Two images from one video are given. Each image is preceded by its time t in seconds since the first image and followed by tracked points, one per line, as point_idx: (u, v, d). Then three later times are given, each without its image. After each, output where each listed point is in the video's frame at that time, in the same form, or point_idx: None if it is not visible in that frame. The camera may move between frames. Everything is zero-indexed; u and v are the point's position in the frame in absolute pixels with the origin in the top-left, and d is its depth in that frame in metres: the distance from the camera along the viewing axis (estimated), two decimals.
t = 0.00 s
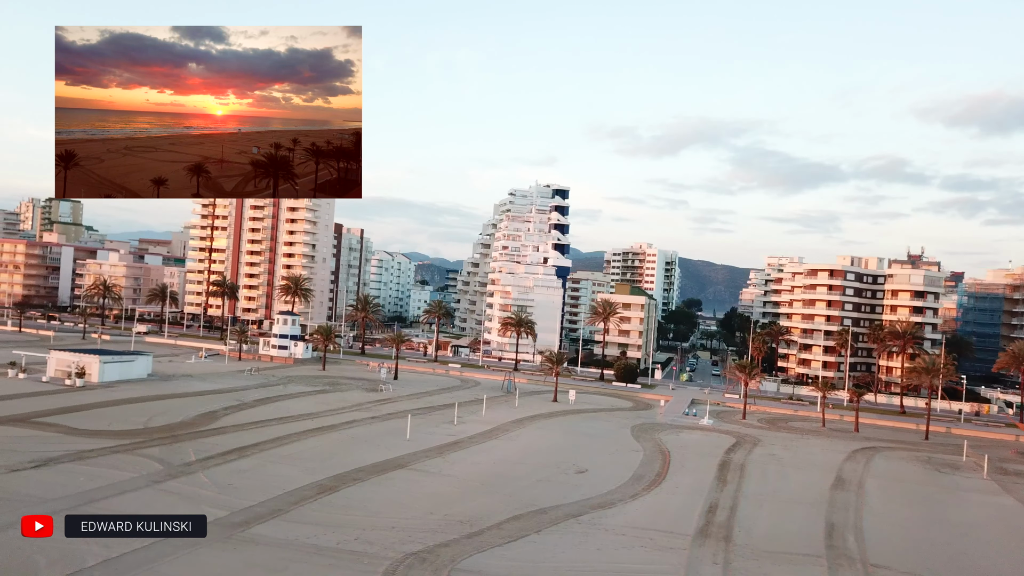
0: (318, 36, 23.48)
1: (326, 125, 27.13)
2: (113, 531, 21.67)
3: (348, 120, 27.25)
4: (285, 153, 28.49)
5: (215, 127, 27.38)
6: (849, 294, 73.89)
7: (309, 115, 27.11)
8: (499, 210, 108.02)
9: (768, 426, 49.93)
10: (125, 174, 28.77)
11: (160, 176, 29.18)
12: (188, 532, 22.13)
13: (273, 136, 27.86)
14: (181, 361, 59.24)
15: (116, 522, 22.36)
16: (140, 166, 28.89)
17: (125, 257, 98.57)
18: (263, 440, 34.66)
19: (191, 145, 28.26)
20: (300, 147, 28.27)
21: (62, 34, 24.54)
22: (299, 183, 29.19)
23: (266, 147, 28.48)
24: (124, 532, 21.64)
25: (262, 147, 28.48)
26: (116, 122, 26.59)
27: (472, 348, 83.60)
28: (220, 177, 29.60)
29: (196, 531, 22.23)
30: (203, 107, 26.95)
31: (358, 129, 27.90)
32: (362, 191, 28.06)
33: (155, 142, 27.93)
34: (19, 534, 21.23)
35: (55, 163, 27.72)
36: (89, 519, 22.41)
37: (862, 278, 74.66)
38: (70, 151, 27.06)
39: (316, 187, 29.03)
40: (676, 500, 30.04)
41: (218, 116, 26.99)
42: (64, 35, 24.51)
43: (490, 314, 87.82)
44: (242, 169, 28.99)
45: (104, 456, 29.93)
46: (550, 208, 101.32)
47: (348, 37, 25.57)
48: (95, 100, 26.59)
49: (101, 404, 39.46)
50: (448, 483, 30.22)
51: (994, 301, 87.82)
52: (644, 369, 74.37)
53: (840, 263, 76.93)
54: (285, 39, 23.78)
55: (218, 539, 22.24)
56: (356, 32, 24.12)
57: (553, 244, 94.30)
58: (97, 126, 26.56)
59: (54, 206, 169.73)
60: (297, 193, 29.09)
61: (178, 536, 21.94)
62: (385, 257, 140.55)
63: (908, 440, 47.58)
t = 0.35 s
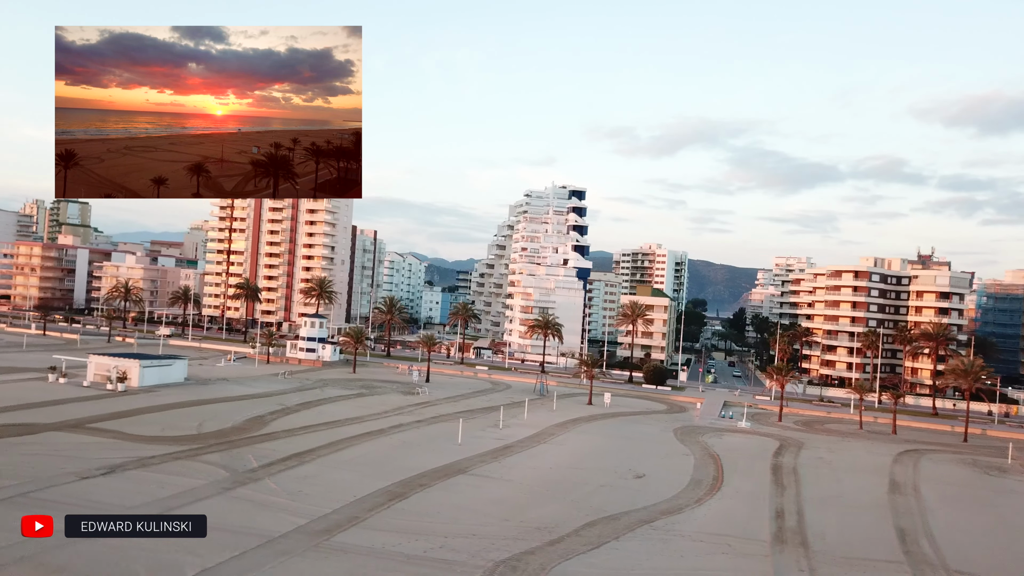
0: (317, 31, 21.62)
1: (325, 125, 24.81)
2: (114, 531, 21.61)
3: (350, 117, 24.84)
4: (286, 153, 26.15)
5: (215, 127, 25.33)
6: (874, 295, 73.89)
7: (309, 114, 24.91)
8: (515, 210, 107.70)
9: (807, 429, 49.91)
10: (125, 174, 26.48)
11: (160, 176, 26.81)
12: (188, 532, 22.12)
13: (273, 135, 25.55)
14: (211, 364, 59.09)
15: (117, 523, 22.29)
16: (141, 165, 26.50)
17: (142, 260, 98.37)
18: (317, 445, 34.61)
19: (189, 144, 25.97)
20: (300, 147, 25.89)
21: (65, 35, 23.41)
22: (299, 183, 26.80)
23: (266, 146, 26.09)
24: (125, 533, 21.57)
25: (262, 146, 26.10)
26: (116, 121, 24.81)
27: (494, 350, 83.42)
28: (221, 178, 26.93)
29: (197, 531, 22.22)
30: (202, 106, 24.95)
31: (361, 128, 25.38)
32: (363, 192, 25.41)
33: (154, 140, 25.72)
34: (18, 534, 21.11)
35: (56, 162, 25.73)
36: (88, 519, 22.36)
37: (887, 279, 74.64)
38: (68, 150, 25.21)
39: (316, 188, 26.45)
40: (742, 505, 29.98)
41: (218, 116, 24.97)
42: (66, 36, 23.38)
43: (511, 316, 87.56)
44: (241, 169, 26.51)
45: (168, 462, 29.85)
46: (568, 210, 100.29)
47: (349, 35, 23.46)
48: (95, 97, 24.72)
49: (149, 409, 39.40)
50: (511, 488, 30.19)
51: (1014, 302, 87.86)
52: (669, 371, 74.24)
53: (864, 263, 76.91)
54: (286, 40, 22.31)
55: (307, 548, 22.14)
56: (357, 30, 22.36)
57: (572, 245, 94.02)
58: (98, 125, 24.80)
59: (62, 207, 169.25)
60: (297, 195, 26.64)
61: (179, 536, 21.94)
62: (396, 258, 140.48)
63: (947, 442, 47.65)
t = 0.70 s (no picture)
0: (317, 30, 19.64)
1: (324, 125, 22.63)
2: (113, 531, 21.97)
3: (351, 116, 22.48)
4: (286, 153, 24.00)
5: (215, 127, 23.23)
6: (896, 296, 73.91)
7: (309, 114, 22.79)
8: (528, 212, 107.65)
9: (839, 430, 49.97)
10: (125, 174, 24.37)
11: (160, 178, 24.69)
12: (188, 532, 22.58)
13: (272, 135, 23.37)
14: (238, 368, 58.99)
15: (116, 522, 22.67)
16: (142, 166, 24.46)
17: (157, 264, 98.24)
18: (367, 451, 34.62)
19: (189, 144, 23.87)
20: (300, 147, 23.75)
21: (64, 36, 21.77)
22: (298, 184, 24.76)
23: (266, 147, 23.84)
24: (125, 532, 21.93)
25: (261, 146, 23.83)
26: (116, 121, 22.89)
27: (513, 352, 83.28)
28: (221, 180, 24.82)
29: (196, 532, 22.68)
30: (200, 104, 22.82)
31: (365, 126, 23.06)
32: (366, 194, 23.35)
33: (154, 140, 23.65)
34: (19, 535, 21.49)
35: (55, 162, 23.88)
36: (89, 520, 22.74)
37: (908, 279, 74.68)
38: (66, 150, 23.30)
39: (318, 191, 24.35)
40: (798, 509, 29.98)
41: (218, 116, 22.87)
42: (65, 37, 21.76)
43: (528, 317, 87.27)
44: (241, 169, 24.27)
45: (224, 470, 29.84)
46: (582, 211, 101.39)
47: (349, 35, 21.72)
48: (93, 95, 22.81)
49: (192, 415, 39.40)
50: (567, 494, 30.19)
51: None
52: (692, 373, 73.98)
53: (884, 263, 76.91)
54: (286, 40, 20.37)
55: (384, 556, 22.11)
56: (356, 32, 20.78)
57: (588, 246, 93.83)
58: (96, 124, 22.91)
59: (69, 211, 168.79)
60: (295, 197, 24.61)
61: (179, 536, 22.37)
62: (406, 260, 140.46)
63: (981, 443, 47.72)
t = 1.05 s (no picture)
0: (318, 30, 18.17)
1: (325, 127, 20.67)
2: (114, 531, 21.65)
3: (352, 114, 20.58)
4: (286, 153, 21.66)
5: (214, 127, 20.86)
6: (925, 295, 73.63)
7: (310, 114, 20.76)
8: (547, 212, 107.49)
9: (880, 431, 49.74)
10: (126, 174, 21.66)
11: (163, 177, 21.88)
12: (189, 532, 22.48)
13: (271, 136, 21.07)
14: (271, 370, 58.85)
15: (116, 521, 22.32)
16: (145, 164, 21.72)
17: (178, 266, 98.31)
18: (421, 456, 34.52)
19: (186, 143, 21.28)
20: (301, 147, 21.58)
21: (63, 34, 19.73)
22: (300, 186, 22.31)
23: (265, 146, 21.53)
24: (125, 533, 21.65)
25: (261, 145, 21.51)
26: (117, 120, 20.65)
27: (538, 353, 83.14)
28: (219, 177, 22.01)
29: (196, 531, 22.58)
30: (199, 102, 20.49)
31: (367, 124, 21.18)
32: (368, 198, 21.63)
33: (155, 137, 21.14)
34: (21, 534, 21.64)
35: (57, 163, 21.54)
36: (90, 518, 22.45)
37: (937, 278, 74.42)
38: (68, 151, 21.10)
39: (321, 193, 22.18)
40: (863, 513, 29.76)
41: (217, 116, 20.59)
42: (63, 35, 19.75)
43: (552, 318, 86.82)
44: (241, 170, 21.79)
45: (286, 475, 29.77)
46: (602, 211, 101.15)
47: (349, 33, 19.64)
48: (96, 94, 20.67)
49: (240, 419, 39.39)
50: (629, 497, 30.00)
51: None
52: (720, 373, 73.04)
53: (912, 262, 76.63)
54: (286, 40, 18.75)
55: (467, 563, 21.89)
56: (355, 29, 19.14)
57: (611, 247, 93.17)
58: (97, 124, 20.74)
59: (83, 213, 168.92)
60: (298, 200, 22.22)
61: (180, 536, 22.26)
62: (421, 261, 140.29)
63: None
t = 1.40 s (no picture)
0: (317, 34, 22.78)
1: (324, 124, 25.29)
2: (113, 532, 21.59)
3: (350, 117, 25.56)
4: (286, 153, 26.09)
5: (215, 129, 25.01)
6: (984, 296, 71.86)
7: (307, 116, 25.35)
8: (589, 214, 107.08)
9: (948, 436, 48.51)
10: (125, 175, 25.45)
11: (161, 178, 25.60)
12: (188, 532, 22.33)
13: (272, 135, 25.38)
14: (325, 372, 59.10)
15: (117, 521, 22.32)
16: (140, 168, 25.43)
17: (224, 269, 99.58)
18: (490, 460, 34.29)
19: (189, 144, 25.26)
20: (300, 147, 26.14)
21: (64, 36, 23.51)
22: (298, 183, 26.79)
23: (265, 147, 25.69)
24: (125, 533, 21.52)
25: (261, 146, 25.66)
26: (116, 121, 24.47)
27: (584, 356, 82.62)
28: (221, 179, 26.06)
29: (196, 531, 22.46)
30: (202, 106, 24.62)
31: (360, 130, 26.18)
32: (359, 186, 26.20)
33: (155, 139, 25.03)
34: (21, 535, 21.66)
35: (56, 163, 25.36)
36: (91, 519, 22.47)
37: (996, 279, 72.58)
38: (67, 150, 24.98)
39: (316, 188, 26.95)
40: (951, 522, 28.91)
41: (218, 116, 24.66)
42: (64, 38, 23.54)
43: (597, 321, 86.17)
44: (241, 170, 25.80)
45: (361, 480, 29.72)
46: (646, 211, 100.90)
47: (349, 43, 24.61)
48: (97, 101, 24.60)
49: (305, 424, 39.56)
50: (708, 505, 29.47)
51: None
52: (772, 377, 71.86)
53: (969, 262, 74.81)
54: (287, 45, 23.31)
55: (561, 573, 21.53)
56: (355, 36, 23.97)
57: (656, 248, 92.26)
58: (96, 126, 24.54)
59: (126, 217, 171.36)
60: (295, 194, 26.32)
61: (179, 536, 22.16)
62: (459, 263, 140.20)
63: None
